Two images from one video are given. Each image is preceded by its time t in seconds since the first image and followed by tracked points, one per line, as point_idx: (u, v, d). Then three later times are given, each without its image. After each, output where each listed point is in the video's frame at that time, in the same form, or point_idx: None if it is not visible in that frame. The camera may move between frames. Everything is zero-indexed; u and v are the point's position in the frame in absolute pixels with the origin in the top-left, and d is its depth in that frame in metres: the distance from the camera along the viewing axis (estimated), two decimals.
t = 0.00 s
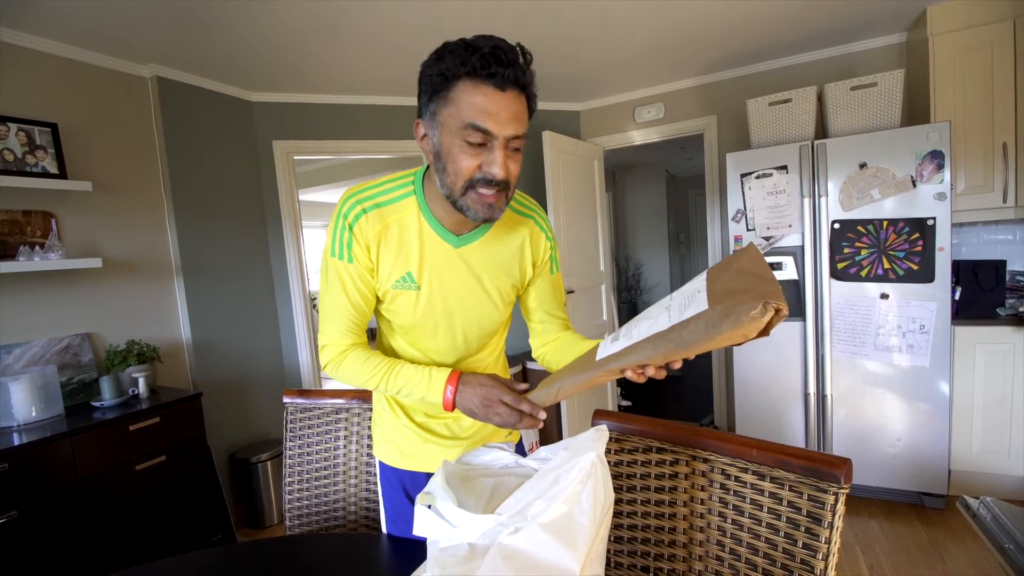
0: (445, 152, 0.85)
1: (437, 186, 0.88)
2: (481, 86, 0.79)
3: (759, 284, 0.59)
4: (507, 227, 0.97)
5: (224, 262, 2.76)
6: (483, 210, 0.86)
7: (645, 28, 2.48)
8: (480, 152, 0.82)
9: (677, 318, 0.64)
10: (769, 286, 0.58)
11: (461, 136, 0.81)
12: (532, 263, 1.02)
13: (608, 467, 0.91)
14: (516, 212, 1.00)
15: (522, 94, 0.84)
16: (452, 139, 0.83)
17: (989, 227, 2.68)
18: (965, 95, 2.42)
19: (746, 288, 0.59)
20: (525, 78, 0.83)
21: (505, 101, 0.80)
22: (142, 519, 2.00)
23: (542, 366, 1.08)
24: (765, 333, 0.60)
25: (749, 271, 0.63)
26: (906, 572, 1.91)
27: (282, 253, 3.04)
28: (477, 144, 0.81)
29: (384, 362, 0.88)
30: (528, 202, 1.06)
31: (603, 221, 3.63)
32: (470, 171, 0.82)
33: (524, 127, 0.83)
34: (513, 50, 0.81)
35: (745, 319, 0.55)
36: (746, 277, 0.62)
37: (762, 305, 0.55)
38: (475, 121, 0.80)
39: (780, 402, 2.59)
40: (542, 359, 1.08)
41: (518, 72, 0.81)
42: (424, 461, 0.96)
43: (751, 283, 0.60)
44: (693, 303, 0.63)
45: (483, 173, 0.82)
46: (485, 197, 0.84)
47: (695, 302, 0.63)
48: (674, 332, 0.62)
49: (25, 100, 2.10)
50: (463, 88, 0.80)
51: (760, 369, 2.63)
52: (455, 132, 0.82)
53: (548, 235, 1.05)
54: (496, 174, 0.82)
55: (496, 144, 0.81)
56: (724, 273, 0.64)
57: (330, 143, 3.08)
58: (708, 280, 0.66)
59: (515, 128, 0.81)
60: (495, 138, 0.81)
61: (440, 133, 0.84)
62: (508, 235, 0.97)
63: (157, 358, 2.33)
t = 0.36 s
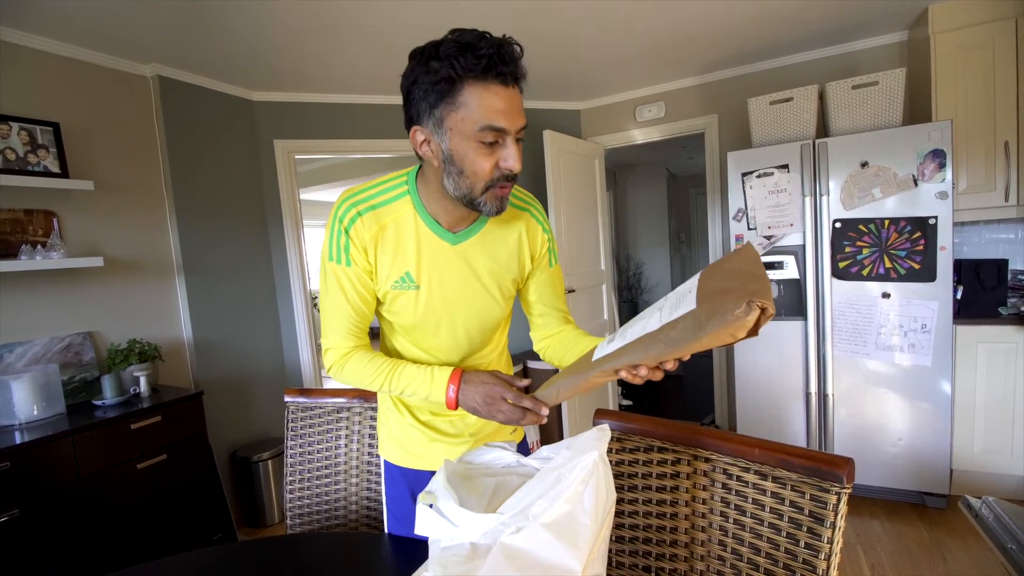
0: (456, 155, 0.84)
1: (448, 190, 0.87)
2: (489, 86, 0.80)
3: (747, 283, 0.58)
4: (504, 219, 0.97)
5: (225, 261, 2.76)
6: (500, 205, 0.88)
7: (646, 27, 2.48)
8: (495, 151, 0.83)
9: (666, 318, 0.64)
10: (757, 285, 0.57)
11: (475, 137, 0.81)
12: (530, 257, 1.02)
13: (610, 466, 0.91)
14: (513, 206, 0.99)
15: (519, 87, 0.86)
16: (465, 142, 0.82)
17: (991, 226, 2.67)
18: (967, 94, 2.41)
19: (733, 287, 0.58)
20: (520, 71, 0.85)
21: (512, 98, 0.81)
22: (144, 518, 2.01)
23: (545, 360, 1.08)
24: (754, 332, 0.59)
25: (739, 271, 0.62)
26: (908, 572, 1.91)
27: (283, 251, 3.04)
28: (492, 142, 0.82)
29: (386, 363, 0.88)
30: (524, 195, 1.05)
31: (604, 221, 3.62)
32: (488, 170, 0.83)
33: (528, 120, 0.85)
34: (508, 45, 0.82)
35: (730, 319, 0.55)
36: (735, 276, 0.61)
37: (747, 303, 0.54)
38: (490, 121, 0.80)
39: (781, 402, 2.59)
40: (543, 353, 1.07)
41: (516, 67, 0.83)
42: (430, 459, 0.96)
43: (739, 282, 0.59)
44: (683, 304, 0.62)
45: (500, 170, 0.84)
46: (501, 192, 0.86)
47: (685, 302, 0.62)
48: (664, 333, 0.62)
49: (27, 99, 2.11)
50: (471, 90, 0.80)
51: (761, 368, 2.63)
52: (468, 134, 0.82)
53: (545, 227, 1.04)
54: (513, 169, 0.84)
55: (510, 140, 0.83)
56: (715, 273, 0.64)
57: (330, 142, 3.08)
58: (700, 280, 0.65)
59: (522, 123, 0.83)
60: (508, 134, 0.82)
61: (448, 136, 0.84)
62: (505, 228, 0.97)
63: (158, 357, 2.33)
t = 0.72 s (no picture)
0: (453, 157, 0.84)
1: (446, 191, 0.87)
2: (482, 85, 0.80)
3: (750, 283, 0.58)
4: (502, 216, 0.97)
5: (227, 261, 2.77)
6: (498, 203, 0.88)
7: (648, 28, 2.48)
8: (491, 150, 0.83)
9: (671, 320, 0.64)
10: (761, 285, 0.57)
11: (471, 139, 0.82)
12: (529, 253, 1.02)
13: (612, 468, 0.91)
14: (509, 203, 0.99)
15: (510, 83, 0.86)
16: (461, 144, 0.82)
17: (994, 227, 2.67)
18: (970, 94, 2.40)
19: (737, 288, 0.58)
20: (510, 68, 0.85)
21: (505, 96, 0.82)
22: (145, 518, 2.01)
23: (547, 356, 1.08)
24: (762, 331, 0.59)
25: (742, 270, 0.62)
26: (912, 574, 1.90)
27: (285, 252, 3.04)
28: (487, 143, 0.82)
29: (389, 368, 0.88)
30: (519, 191, 1.05)
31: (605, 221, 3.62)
32: (486, 170, 0.84)
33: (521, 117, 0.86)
34: (496, 41, 0.82)
35: (736, 321, 0.54)
36: (739, 276, 0.61)
37: (752, 305, 0.54)
38: (485, 121, 0.80)
39: (783, 403, 2.59)
40: (545, 349, 1.07)
41: (506, 64, 0.83)
42: (435, 461, 0.97)
43: (742, 282, 0.59)
44: (687, 305, 0.62)
45: (497, 169, 0.84)
46: (499, 190, 0.87)
47: (688, 304, 0.62)
48: (670, 334, 0.62)
49: (30, 99, 2.11)
50: (463, 91, 0.80)
51: (763, 369, 2.63)
52: (464, 136, 0.82)
53: (542, 223, 1.04)
54: (510, 167, 0.85)
55: (505, 138, 0.83)
56: (718, 273, 0.63)
57: (332, 142, 3.08)
58: (703, 281, 0.65)
59: (516, 119, 0.84)
60: (503, 133, 0.83)
61: (444, 139, 0.83)
62: (502, 226, 0.97)
63: (160, 357, 2.34)
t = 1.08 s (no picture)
0: (457, 156, 0.84)
1: (449, 190, 0.87)
2: (486, 84, 0.81)
3: (749, 287, 0.58)
4: (501, 215, 0.98)
5: (228, 263, 2.77)
6: (501, 201, 0.89)
7: (649, 30, 2.48)
8: (495, 148, 0.84)
9: (671, 324, 0.64)
10: (758, 290, 0.57)
11: (476, 137, 0.82)
12: (528, 251, 1.02)
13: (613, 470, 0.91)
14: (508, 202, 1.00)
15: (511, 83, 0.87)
16: (465, 142, 0.83)
17: (995, 229, 2.66)
18: (970, 97, 2.41)
19: (736, 293, 0.58)
20: (511, 67, 0.86)
21: (508, 94, 0.82)
22: (146, 519, 2.01)
23: (546, 356, 1.08)
24: (758, 337, 0.59)
25: (740, 274, 0.62)
26: None
27: (286, 254, 3.05)
28: (492, 140, 0.83)
29: (387, 367, 0.88)
30: (517, 189, 1.05)
31: (606, 223, 3.62)
32: (490, 167, 0.84)
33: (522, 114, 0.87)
34: (497, 40, 0.83)
35: (733, 325, 0.54)
36: (738, 280, 0.60)
37: (750, 309, 0.54)
38: (489, 119, 0.81)
39: (784, 405, 2.58)
40: (543, 348, 1.08)
41: (508, 62, 0.84)
42: (433, 462, 0.96)
43: (740, 287, 0.59)
44: (686, 310, 0.62)
45: (502, 165, 0.85)
46: (502, 187, 0.87)
47: (687, 308, 0.62)
48: (670, 337, 0.62)
49: (33, 102, 2.12)
50: (468, 90, 0.80)
51: (764, 371, 2.63)
52: (469, 134, 0.82)
53: (541, 222, 1.05)
54: (514, 164, 0.85)
55: (509, 135, 0.84)
56: (718, 277, 0.64)
57: (333, 145, 3.09)
58: (702, 284, 0.65)
59: (519, 117, 0.85)
60: (507, 130, 0.83)
61: (449, 138, 0.84)
62: (502, 225, 0.98)
63: (162, 359, 2.34)
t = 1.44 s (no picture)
0: (463, 159, 0.85)
1: (453, 192, 0.88)
2: (492, 88, 0.81)
3: (754, 300, 0.59)
4: (501, 216, 0.98)
5: (228, 266, 2.77)
6: (503, 202, 0.90)
7: (647, 33, 2.49)
8: (500, 151, 0.85)
9: (676, 333, 0.64)
10: (764, 303, 0.57)
11: (482, 140, 0.83)
12: (527, 251, 1.03)
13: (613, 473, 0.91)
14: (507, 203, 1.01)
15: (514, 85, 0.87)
16: (471, 145, 0.84)
17: (994, 231, 2.67)
18: (968, 99, 2.41)
19: (741, 305, 0.58)
20: (516, 70, 0.86)
21: (513, 98, 0.83)
22: (145, 522, 2.01)
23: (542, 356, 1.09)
24: (763, 348, 0.59)
25: (745, 286, 0.62)
26: None
27: (286, 256, 3.05)
28: (497, 143, 0.84)
29: (386, 371, 0.88)
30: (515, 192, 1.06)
31: (605, 225, 3.63)
32: (494, 170, 0.85)
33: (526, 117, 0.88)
34: (502, 43, 0.84)
35: (740, 337, 0.55)
36: (743, 292, 0.61)
37: (757, 322, 0.55)
38: (495, 123, 0.82)
39: (784, 407, 2.58)
40: (540, 349, 1.08)
41: (513, 65, 0.85)
42: (433, 466, 0.97)
43: (746, 299, 0.59)
44: (692, 319, 0.63)
45: (506, 168, 0.86)
46: (505, 190, 0.89)
47: (693, 318, 0.63)
48: (676, 347, 0.62)
49: (33, 105, 2.12)
50: (474, 94, 0.81)
51: (763, 373, 2.63)
52: (474, 137, 0.83)
53: (539, 222, 1.06)
54: (518, 167, 0.87)
55: (514, 138, 0.85)
56: (722, 288, 0.64)
57: (333, 147, 3.09)
58: (707, 294, 0.66)
59: (522, 120, 0.86)
60: (512, 133, 0.85)
61: (454, 141, 0.84)
62: (501, 225, 0.98)
63: (162, 362, 2.34)
